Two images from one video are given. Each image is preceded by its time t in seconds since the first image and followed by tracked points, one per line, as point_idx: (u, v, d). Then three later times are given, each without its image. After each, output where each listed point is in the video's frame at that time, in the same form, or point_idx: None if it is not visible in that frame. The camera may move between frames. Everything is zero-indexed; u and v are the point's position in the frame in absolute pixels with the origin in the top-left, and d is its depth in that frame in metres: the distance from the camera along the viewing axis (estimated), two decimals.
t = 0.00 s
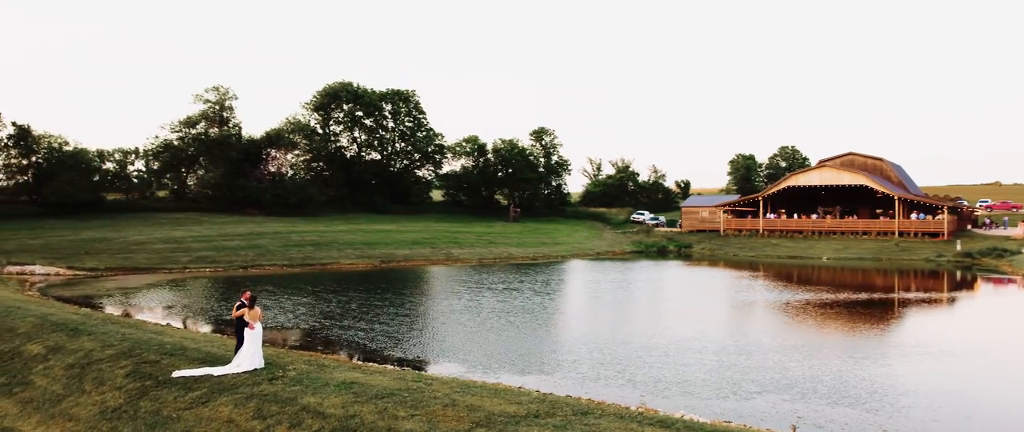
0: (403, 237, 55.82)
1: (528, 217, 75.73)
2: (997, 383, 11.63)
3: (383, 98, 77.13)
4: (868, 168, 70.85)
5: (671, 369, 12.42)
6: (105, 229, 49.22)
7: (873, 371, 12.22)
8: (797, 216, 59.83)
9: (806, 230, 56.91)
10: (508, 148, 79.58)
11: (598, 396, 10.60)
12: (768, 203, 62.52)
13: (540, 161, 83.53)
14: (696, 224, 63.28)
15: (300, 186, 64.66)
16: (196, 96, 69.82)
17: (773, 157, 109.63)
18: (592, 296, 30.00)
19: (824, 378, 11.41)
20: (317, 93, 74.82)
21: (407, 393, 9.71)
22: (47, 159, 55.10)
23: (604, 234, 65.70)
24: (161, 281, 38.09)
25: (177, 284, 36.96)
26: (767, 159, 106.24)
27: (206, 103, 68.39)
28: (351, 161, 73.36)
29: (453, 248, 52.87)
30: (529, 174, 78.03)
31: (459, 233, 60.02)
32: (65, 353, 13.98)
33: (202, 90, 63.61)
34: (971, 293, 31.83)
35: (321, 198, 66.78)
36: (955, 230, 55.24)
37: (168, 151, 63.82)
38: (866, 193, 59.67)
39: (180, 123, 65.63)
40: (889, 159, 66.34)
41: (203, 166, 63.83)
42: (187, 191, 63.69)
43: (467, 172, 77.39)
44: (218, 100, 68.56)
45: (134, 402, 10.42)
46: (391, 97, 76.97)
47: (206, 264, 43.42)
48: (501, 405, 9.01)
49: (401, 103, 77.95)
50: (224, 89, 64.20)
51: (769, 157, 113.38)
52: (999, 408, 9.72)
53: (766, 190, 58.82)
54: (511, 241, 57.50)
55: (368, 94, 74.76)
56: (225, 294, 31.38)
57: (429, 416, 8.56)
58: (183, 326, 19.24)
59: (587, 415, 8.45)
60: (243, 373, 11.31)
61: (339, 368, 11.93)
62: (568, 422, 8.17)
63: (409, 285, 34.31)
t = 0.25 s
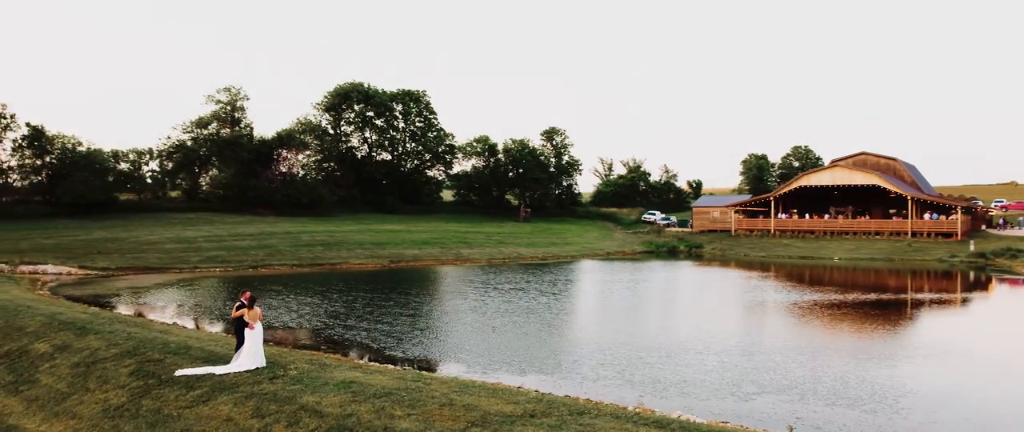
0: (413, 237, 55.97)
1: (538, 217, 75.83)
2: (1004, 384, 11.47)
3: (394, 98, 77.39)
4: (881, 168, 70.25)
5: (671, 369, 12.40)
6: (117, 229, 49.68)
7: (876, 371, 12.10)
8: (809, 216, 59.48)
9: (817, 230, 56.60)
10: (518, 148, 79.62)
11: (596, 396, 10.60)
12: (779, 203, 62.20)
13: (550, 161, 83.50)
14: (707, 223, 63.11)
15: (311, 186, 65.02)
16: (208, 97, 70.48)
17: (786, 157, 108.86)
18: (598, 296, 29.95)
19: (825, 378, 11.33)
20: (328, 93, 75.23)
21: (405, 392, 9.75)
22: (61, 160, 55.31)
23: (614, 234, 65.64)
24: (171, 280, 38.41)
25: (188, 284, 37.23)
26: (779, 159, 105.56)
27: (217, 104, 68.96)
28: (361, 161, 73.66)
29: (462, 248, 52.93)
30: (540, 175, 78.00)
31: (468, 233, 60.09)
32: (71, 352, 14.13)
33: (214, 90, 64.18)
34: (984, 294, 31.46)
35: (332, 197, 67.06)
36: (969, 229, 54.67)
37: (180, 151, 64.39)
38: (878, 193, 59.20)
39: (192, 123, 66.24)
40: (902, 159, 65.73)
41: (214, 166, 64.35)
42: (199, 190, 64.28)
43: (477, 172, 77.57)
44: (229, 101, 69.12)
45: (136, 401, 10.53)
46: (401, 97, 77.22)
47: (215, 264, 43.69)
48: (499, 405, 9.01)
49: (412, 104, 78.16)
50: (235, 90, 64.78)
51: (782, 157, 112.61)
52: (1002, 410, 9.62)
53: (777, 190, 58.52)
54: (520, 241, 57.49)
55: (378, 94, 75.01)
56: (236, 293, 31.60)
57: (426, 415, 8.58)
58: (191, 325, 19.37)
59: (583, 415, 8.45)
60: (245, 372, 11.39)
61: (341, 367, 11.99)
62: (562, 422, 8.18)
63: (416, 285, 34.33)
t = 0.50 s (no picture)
0: (420, 237, 56.05)
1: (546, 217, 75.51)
2: (1006, 385, 11.38)
3: (402, 99, 77.55)
4: (891, 168, 69.85)
5: (670, 369, 12.35)
6: (126, 229, 50.03)
7: (877, 371, 12.03)
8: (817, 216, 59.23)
9: (826, 230, 56.37)
10: (526, 148, 79.63)
11: (593, 396, 10.58)
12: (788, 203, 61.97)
13: (558, 161, 83.48)
14: (715, 223, 62.95)
15: (318, 186, 65.26)
16: (217, 97, 71.09)
17: (795, 157, 108.32)
18: (602, 296, 29.92)
19: (825, 379, 11.27)
20: (336, 93, 75.45)
21: (402, 392, 9.78)
22: (70, 160, 55.84)
23: (622, 234, 65.54)
24: (178, 280, 38.61)
25: (194, 283, 37.40)
26: (789, 159, 105.07)
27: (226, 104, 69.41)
28: (369, 161, 73.84)
29: (469, 248, 52.97)
30: (548, 175, 78.00)
31: (475, 233, 60.14)
32: (75, 351, 14.25)
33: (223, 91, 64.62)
34: (993, 295, 31.15)
35: (340, 198, 67.26)
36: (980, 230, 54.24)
37: (190, 151, 64.93)
38: (888, 193, 58.86)
39: (201, 124, 66.78)
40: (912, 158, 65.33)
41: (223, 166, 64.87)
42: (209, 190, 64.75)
43: (485, 172, 77.70)
44: (238, 101, 69.62)
45: (136, 400, 10.61)
46: (409, 97, 77.33)
47: (223, 263, 43.88)
48: (495, 405, 9.02)
49: (420, 104, 78.26)
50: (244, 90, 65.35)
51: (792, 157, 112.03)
52: (1004, 410, 9.53)
53: (786, 190, 58.31)
54: (527, 242, 57.48)
55: (386, 94, 75.15)
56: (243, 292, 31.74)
57: (421, 414, 8.61)
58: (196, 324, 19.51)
59: (578, 415, 8.45)
60: (245, 372, 11.45)
61: (341, 367, 12.03)
62: (556, 422, 8.18)
63: (421, 285, 34.36)
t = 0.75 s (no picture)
0: (428, 237, 56.15)
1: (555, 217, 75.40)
2: (1007, 386, 11.31)
3: (410, 99, 77.67)
4: (901, 168, 69.36)
5: (669, 369, 12.35)
6: (135, 229, 50.39)
7: (876, 371, 11.99)
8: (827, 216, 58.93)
9: (836, 230, 56.14)
10: (535, 148, 79.60)
11: (590, 396, 10.59)
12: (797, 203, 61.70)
13: (567, 161, 83.45)
14: (723, 223, 62.75)
15: (327, 186, 65.53)
16: (227, 97, 71.48)
17: (806, 157, 107.68)
18: (606, 296, 29.88)
19: (824, 380, 11.23)
20: (345, 93, 75.69)
21: (399, 391, 9.81)
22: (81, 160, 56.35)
23: (630, 234, 65.42)
24: (186, 279, 38.84)
25: (202, 283, 37.60)
26: (799, 159, 104.43)
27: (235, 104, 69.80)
28: (378, 161, 74.03)
29: (476, 248, 53.01)
30: (556, 174, 77.97)
31: (483, 233, 60.18)
32: (79, 349, 14.38)
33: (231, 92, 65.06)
34: (1004, 296, 30.81)
35: (348, 197, 67.46)
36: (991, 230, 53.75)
37: (199, 151, 65.02)
38: (898, 193, 58.48)
39: (211, 124, 67.13)
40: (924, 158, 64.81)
41: (233, 166, 65.37)
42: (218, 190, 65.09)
43: (494, 172, 77.85)
44: (247, 102, 70.00)
45: (136, 398, 10.70)
46: (418, 97, 77.43)
47: (231, 263, 44.11)
48: (489, 404, 9.04)
49: (428, 104, 78.34)
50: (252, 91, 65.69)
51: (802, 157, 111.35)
52: (1001, 412, 9.48)
53: (795, 190, 58.06)
54: (535, 241, 57.46)
55: (395, 94, 75.27)
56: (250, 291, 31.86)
57: (416, 414, 8.63)
58: (202, 324, 19.65)
59: (572, 415, 8.46)
60: (245, 371, 11.52)
61: (340, 366, 12.08)
62: (549, 422, 8.19)
63: (427, 285, 34.38)
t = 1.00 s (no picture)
0: (435, 237, 56.23)
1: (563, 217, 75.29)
2: (1009, 386, 11.24)
3: (418, 99, 77.79)
4: (911, 168, 68.93)
5: (670, 369, 12.33)
6: (144, 229, 50.69)
7: (877, 371, 11.94)
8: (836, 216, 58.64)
9: (845, 230, 55.84)
10: (542, 147, 79.57)
11: (587, 395, 10.60)
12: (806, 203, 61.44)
13: (575, 161, 83.37)
14: (732, 223, 62.57)
15: (334, 186, 65.79)
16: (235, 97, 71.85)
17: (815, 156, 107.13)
18: (611, 297, 29.83)
19: (824, 380, 11.19)
20: (353, 93, 75.92)
21: (397, 390, 9.85)
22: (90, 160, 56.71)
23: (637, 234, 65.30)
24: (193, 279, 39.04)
25: (209, 282, 37.79)
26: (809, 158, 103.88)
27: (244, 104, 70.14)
28: (386, 162, 74.22)
29: (483, 248, 53.04)
30: (564, 175, 77.94)
31: (490, 233, 60.20)
32: (82, 349, 14.49)
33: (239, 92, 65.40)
34: (1014, 296, 30.51)
35: (356, 198, 67.64)
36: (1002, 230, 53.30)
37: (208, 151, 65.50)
38: (908, 192, 58.12)
39: (219, 123, 67.46)
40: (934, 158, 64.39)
41: (241, 167, 65.90)
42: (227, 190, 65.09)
43: (502, 172, 77.97)
44: (255, 102, 70.30)
45: (136, 397, 10.77)
46: (426, 98, 77.52)
47: (238, 263, 44.31)
48: (485, 404, 9.05)
49: (436, 104, 78.42)
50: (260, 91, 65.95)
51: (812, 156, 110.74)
52: (1000, 413, 9.46)
53: (803, 190, 57.79)
54: (542, 241, 57.44)
55: (402, 94, 75.37)
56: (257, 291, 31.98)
57: (412, 413, 8.66)
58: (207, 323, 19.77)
59: (567, 415, 8.47)
60: (245, 370, 11.58)
61: (340, 365, 12.12)
62: (544, 422, 8.19)
63: (433, 285, 34.42)
